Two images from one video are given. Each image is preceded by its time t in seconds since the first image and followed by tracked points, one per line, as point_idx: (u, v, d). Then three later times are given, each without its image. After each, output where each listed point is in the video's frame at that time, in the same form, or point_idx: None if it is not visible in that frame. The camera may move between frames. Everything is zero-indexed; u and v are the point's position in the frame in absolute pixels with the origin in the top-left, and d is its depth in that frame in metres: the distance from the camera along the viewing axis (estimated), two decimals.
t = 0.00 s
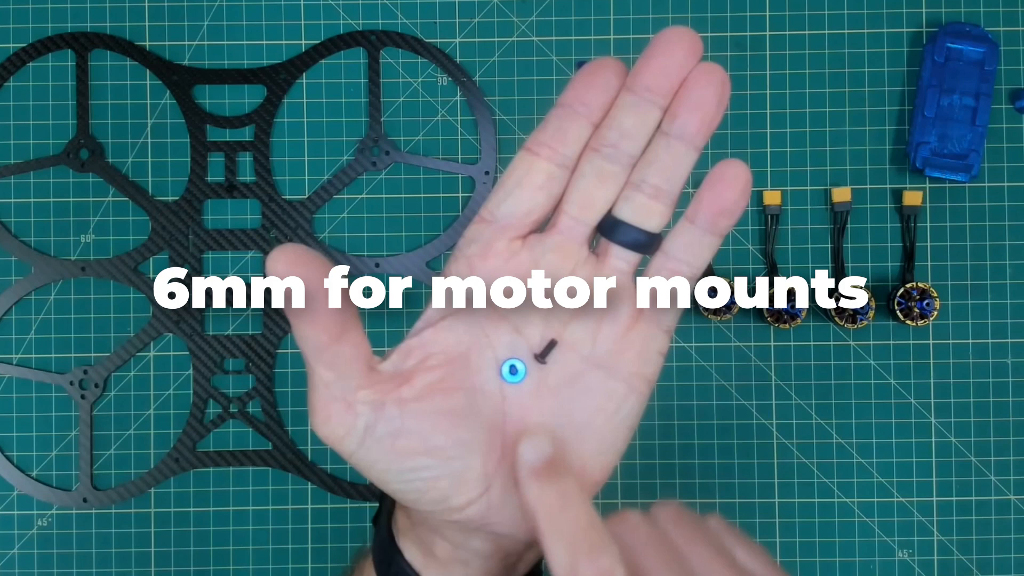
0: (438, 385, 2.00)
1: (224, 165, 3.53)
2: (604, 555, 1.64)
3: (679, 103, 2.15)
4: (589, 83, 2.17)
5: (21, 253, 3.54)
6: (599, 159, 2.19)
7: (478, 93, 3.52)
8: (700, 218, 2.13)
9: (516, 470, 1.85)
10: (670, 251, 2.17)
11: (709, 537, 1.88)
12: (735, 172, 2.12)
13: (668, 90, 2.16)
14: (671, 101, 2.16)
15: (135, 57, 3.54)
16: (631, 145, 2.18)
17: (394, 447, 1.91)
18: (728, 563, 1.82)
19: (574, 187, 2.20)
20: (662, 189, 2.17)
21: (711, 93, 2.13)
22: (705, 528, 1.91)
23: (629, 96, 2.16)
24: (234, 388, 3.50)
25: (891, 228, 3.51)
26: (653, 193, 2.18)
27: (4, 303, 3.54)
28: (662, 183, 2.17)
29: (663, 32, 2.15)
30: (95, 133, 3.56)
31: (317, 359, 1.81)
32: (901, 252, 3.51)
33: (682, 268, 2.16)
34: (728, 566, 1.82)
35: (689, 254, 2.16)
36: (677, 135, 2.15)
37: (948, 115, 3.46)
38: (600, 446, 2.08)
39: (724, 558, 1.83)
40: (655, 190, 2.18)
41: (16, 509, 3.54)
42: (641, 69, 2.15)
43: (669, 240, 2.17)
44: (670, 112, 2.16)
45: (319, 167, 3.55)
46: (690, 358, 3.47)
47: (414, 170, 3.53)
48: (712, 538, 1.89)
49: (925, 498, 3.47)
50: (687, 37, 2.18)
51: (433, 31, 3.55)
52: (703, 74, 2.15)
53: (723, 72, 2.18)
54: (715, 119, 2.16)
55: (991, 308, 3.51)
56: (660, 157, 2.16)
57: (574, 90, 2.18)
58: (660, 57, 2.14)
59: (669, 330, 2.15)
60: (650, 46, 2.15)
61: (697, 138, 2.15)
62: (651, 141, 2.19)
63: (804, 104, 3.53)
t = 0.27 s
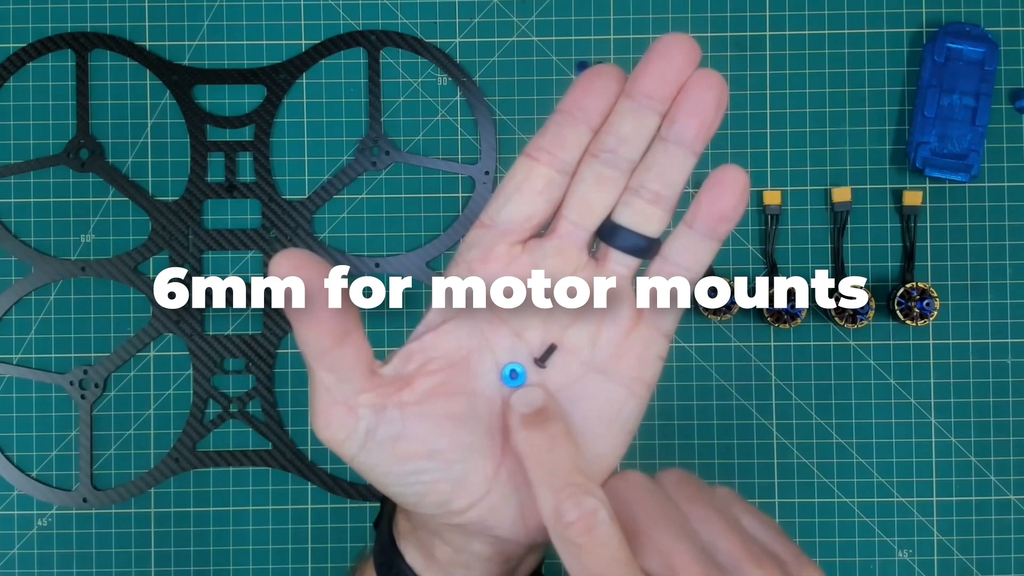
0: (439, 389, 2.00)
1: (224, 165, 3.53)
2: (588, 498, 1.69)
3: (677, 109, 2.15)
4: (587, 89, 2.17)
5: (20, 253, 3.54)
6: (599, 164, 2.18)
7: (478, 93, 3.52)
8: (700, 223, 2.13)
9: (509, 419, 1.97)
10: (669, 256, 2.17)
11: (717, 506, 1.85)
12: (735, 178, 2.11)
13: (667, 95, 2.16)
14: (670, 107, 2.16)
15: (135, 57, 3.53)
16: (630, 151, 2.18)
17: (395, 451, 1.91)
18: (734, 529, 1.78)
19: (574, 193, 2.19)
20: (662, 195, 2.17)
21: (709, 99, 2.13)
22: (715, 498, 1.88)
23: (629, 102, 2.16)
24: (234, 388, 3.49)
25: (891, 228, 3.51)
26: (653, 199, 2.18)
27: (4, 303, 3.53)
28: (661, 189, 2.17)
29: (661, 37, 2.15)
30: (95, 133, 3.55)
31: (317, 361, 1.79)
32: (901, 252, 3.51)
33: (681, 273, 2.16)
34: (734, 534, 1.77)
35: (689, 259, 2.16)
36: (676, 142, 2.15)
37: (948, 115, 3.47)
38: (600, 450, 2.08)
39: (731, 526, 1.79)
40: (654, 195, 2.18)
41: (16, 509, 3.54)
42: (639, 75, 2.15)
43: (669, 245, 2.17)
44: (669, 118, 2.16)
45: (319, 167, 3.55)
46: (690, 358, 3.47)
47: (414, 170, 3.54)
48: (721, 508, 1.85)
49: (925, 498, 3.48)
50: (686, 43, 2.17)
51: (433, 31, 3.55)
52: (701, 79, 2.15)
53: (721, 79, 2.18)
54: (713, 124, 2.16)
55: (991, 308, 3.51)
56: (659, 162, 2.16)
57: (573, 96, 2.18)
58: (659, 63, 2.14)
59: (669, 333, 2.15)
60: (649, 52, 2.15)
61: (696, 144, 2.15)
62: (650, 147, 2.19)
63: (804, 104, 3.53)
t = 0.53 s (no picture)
0: (438, 389, 2.00)
1: (224, 165, 3.53)
2: (584, 504, 1.69)
3: (674, 110, 2.14)
4: (585, 89, 2.17)
5: (20, 253, 3.54)
6: (596, 165, 2.18)
7: (478, 93, 3.52)
8: (696, 223, 2.12)
9: (505, 425, 1.96)
10: (667, 256, 2.16)
11: (716, 507, 1.85)
12: (732, 179, 2.09)
13: (664, 96, 2.15)
14: (667, 107, 2.15)
15: (135, 57, 3.53)
16: (627, 152, 2.18)
17: (394, 451, 1.91)
18: (733, 531, 1.78)
19: (571, 193, 2.20)
20: (659, 195, 2.18)
21: (706, 99, 2.12)
22: (714, 499, 1.88)
23: (626, 102, 2.16)
24: (234, 388, 3.49)
25: (891, 228, 3.51)
26: (650, 199, 2.19)
27: (3, 302, 3.53)
28: (658, 189, 2.17)
29: (659, 38, 2.14)
30: (95, 133, 3.55)
31: (316, 362, 1.78)
32: (901, 252, 3.51)
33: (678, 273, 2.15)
34: (733, 535, 1.77)
35: (687, 259, 2.15)
36: (672, 142, 2.14)
37: (948, 115, 3.47)
38: (598, 451, 2.09)
39: (730, 528, 1.79)
40: (651, 196, 2.18)
41: (16, 509, 3.54)
42: (637, 76, 2.15)
43: (666, 245, 2.16)
44: (666, 118, 2.15)
45: (319, 167, 3.55)
46: (690, 358, 3.47)
47: (414, 170, 3.53)
48: (720, 509, 1.86)
49: (925, 498, 3.48)
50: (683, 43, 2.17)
51: (433, 32, 3.55)
52: (698, 80, 2.14)
53: (719, 79, 2.17)
54: (711, 125, 2.15)
55: (991, 308, 3.51)
56: (657, 163, 2.16)
57: (571, 96, 2.18)
58: (655, 64, 2.13)
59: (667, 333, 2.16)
60: (645, 53, 2.15)
61: (692, 145, 2.14)
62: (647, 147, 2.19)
63: (804, 104, 3.53)
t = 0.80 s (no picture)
0: (435, 388, 2.00)
1: (224, 165, 3.53)
2: (583, 510, 1.68)
3: (671, 108, 2.14)
4: (581, 88, 2.17)
5: (20, 253, 3.54)
6: (593, 163, 2.18)
7: (478, 93, 3.52)
8: (693, 222, 2.10)
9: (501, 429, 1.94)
10: (664, 254, 2.15)
11: (714, 509, 1.85)
12: (728, 176, 2.08)
13: (660, 95, 2.15)
14: (663, 106, 2.15)
15: (135, 57, 3.53)
16: (623, 150, 2.18)
17: (392, 450, 1.92)
18: (730, 533, 1.78)
19: (568, 191, 2.20)
20: (656, 193, 2.17)
21: (702, 98, 2.12)
22: (711, 501, 1.88)
23: (623, 101, 2.16)
24: (234, 388, 3.49)
25: (891, 228, 3.51)
26: (647, 197, 2.17)
27: (4, 303, 3.53)
28: (655, 187, 2.16)
29: (655, 37, 2.14)
30: (95, 133, 3.56)
31: (314, 362, 1.79)
32: (901, 252, 3.51)
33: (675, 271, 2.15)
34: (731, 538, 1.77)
35: (683, 257, 2.14)
36: (669, 140, 2.14)
37: (948, 115, 3.46)
38: (596, 449, 2.09)
39: (727, 530, 1.79)
40: (648, 194, 2.17)
41: (16, 509, 3.54)
42: (633, 74, 2.15)
43: (663, 243, 2.16)
44: (663, 117, 2.15)
45: (319, 167, 3.55)
46: (690, 358, 3.47)
47: (415, 170, 3.54)
48: (717, 510, 1.86)
49: (925, 498, 3.47)
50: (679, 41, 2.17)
51: (433, 32, 3.55)
52: (695, 78, 2.14)
53: (714, 78, 2.17)
54: (707, 123, 2.15)
55: (991, 308, 3.51)
56: (653, 161, 2.15)
57: (567, 95, 2.17)
58: (651, 63, 2.14)
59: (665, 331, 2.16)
60: (641, 52, 2.15)
61: (688, 143, 2.14)
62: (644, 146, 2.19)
63: (804, 104, 3.53)
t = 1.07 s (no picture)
0: (435, 387, 2.01)
1: (224, 165, 3.53)
2: (582, 505, 1.68)
3: (670, 107, 2.14)
4: (581, 87, 2.17)
5: (20, 253, 3.54)
6: (593, 162, 2.18)
7: (478, 93, 3.51)
8: (693, 220, 2.11)
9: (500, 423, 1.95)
10: (663, 253, 2.16)
11: (712, 507, 1.85)
12: (728, 174, 2.09)
13: (659, 93, 2.15)
14: (663, 104, 2.15)
15: (135, 58, 3.53)
16: (623, 149, 2.17)
17: (393, 449, 1.92)
18: (728, 532, 1.78)
19: (568, 189, 2.19)
20: (655, 191, 2.17)
21: (702, 96, 2.12)
22: (709, 498, 1.88)
23: (622, 100, 2.16)
24: (234, 388, 3.49)
25: (891, 228, 3.51)
26: (646, 195, 2.17)
27: (4, 302, 3.53)
28: (655, 185, 2.16)
29: (654, 37, 2.15)
30: (95, 133, 3.55)
31: (315, 361, 1.79)
32: (901, 252, 3.51)
33: (675, 269, 2.15)
34: (728, 536, 1.77)
35: (683, 255, 2.15)
36: (669, 139, 2.14)
37: (948, 115, 3.47)
38: (597, 447, 2.09)
39: (725, 528, 1.79)
40: (648, 192, 2.17)
41: (16, 509, 3.54)
42: (633, 72, 2.15)
43: (663, 242, 2.16)
44: (662, 115, 2.15)
45: (319, 167, 3.55)
46: (689, 358, 3.47)
47: (415, 170, 3.53)
48: (715, 508, 1.86)
49: (925, 499, 3.47)
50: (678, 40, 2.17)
51: (433, 32, 3.55)
52: (694, 77, 2.14)
53: (714, 77, 2.17)
54: (707, 122, 2.15)
55: (991, 308, 3.51)
56: (653, 159, 2.15)
57: (567, 94, 2.18)
58: (651, 62, 2.14)
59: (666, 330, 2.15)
60: (641, 50, 2.15)
61: (688, 141, 2.14)
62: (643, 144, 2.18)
63: (804, 104, 3.53)
